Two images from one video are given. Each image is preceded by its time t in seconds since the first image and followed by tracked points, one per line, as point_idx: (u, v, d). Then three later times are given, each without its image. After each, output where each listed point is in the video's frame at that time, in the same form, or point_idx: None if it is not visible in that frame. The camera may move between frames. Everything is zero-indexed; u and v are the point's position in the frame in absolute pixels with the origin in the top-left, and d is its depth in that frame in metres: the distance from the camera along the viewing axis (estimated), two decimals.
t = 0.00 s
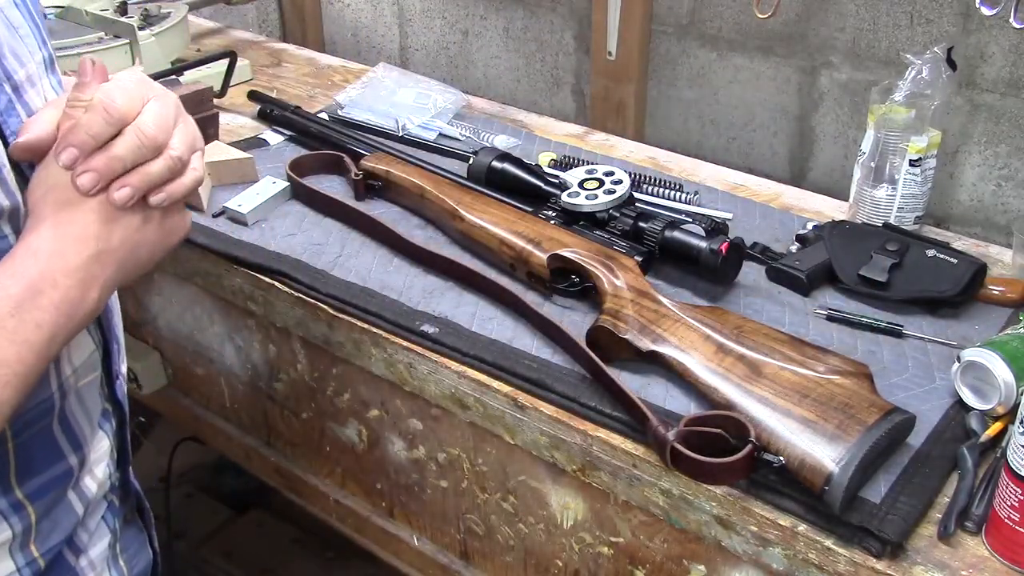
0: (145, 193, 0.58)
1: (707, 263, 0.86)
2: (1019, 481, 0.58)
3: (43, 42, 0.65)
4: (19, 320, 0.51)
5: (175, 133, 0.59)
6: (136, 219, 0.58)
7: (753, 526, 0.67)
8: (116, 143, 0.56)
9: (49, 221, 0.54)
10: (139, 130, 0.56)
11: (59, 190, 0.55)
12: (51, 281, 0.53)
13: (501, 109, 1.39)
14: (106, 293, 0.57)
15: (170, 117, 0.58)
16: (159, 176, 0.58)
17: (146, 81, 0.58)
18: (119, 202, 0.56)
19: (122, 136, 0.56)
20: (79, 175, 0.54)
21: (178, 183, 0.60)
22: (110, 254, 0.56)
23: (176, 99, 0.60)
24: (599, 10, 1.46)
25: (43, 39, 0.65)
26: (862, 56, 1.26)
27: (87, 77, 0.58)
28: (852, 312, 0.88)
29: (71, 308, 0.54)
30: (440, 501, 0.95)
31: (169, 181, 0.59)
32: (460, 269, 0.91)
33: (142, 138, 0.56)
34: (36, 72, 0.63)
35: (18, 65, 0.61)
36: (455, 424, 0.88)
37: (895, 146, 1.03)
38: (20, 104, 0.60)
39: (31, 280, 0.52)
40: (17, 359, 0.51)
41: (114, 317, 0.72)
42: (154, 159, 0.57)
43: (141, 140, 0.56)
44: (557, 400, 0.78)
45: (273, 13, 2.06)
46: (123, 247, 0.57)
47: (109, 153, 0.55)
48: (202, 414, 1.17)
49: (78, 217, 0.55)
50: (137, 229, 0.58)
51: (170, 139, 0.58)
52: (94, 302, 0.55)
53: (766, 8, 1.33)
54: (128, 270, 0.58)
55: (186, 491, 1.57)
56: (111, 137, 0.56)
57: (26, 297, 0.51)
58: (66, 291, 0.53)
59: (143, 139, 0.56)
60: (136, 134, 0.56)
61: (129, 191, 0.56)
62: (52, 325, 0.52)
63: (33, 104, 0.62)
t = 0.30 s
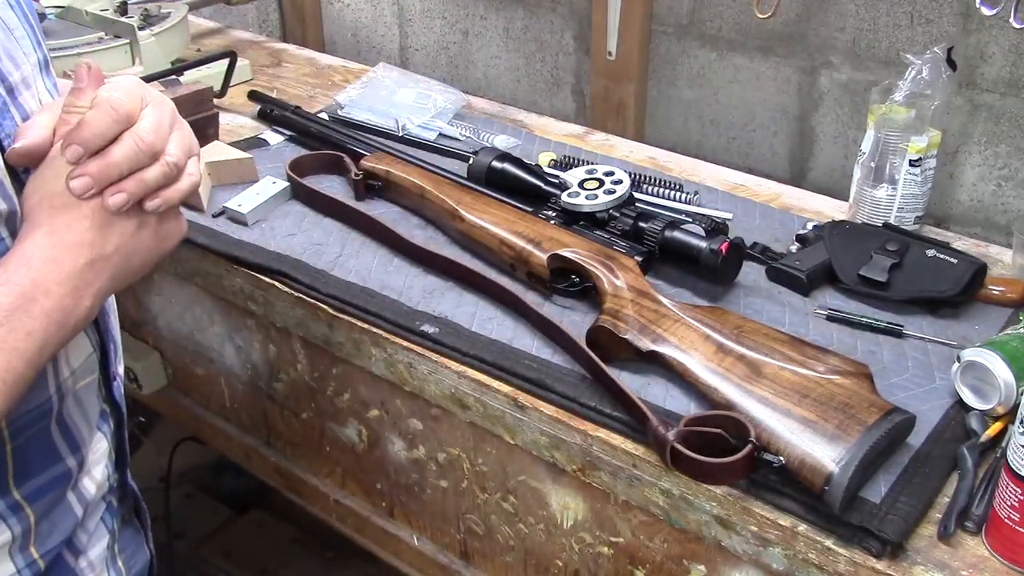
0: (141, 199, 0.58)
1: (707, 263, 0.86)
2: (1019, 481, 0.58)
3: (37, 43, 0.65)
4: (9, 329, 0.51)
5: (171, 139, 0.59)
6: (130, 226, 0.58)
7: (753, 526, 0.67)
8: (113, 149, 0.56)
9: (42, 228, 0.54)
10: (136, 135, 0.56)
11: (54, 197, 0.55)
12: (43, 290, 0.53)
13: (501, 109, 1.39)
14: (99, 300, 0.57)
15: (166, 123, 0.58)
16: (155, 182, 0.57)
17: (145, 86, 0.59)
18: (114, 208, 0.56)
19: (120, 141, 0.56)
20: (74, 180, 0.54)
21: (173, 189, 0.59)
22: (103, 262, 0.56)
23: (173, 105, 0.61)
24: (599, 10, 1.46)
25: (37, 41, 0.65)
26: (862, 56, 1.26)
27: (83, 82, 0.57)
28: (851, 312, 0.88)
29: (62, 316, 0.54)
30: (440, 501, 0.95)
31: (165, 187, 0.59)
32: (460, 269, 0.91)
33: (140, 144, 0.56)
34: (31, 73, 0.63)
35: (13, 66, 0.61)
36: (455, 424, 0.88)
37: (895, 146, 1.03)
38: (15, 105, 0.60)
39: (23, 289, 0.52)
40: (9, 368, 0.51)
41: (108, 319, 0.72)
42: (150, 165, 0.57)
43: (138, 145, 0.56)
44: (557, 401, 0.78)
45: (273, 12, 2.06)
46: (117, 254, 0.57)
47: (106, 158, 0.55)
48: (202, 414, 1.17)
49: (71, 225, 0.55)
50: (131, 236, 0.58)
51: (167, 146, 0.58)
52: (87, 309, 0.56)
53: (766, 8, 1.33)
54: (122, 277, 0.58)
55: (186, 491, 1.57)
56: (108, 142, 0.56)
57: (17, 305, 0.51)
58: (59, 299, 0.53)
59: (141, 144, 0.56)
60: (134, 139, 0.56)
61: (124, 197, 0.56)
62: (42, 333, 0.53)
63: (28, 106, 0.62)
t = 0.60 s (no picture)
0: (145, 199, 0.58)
1: (707, 263, 0.86)
2: (1019, 481, 0.58)
3: (47, 35, 0.65)
4: (10, 327, 0.51)
5: (174, 136, 0.59)
6: (133, 226, 0.58)
7: (753, 526, 0.67)
8: (114, 150, 0.56)
9: (45, 226, 0.54)
10: (137, 136, 0.56)
11: (58, 196, 0.54)
12: (46, 288, 0.53)
13: (501, 109, 1.39)
14: (101, 298, 0.57)
15: (168, 120, 0.58)
16: (157, 182, 0.58)
17: (146, 83, 0.59)
18: (117, 211, 0.56)
19: (121, 142, 0.56)
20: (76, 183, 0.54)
21: (178, 187, 0.60)
22: (106, 261, 0.57)
23: (176, 100, 0.61)
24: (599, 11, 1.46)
25: (47, 34, 0.65)
26: (862, 56, 1.26)
27: (88, 74, 0.56)
28: (851, 312, 0.88)
29: (63, 315, 0.54)
30: (440, 501, 0.95)
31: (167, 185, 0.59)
32: (460, 269, 0.91)
33: (140, 144, 0.56)
34: (40, 66, 0.63)
35: (19, 59, 0.61)
36: (455, 423, 0.88)
37: (895, 145, 1.03)
38: (21, 98, 0.60)
39: (26, 286, 0.52)
40: (10, 363, 0.51)
41: (119, 310, 0.72)
42: (152, 165, 0.58)
43: (138, 147, 0.56)
44: (557, 400, 0.78)
45: (273, 12, 2.06)
46: (119, 254, 0.58)
47: (108, 160, 0.55)
48: (202, 414, 1.17)
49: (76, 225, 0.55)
50: (134, 237, 0.59)
51: (169, 143, 0.59)
52: (88, 307, 0.56)
53: (766, 8, 1.33)
54: (122, 276, 0.59)
55: (187, 490, 1.57)
56: (109, 143, 0.56)
57: (19, 302, 0.51)
58: (61, 299, 0.53)
59: (141, 144, 0.56)
60: (134, 140, 0.56)
61: (128, 200, 0.56)
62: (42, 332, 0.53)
63: (36, 98, 0.62)
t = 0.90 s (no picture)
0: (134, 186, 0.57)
1: (707, 263, 0.86)
2: (1019, 481, 0.58)
3: (55, 32, 0.64)
4: (13, 318, 0.51)
5: (168, 127, 0.57)
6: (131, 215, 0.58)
7: (753, 526, 0.67)
8: (103, 132, 0.54)
9: (43, 220, 0.54)
10: (127, 120, 0.55)
11: (57, 189, 0.54)
12: (47, 280, 0.53)
13: (501, 109, 1.39)
14: (102, 290, 0.57)
15: (163, 109, 0.56)
16: (147, 169, 0.56)
17: (151, 73, 0.57)
18: (103, 194, 0.55)
19: (110, 124, 0.54)
20: (64, 162, 0.54)
21: (169, 180, 0.58)
22: (106, 253, 0.57)
23: (182, 95, 0.59)
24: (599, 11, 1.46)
25: (57, 31, 0.65)
26: (862, 56, 1.26)
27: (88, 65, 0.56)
28: (851, 312, 0.88)
29: (66, 307, 0.54)
30: (440, 501, 0.95)
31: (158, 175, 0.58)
32: (460, 269, 0.91)
33: (130, 129, 0.55)
34: (48, 63, 0.63)
35: (28, 57, 0.60)
36: (455, 423, 0.88)
37: (895, 145, 1.03)
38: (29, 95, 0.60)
39: (27, 279, 0.52)
40: (14, 356, 0.51)
41: (128, 305, 0.71)
42: (142, 151, 0.56)
43: (128, 131, 0.55)
44: (557, 400, 0.77)
45: (273, 12, 2.06)
46: (118, 245, 0.58)
47: (94, 142, 0.54)
48: (202, 414, 1.17)
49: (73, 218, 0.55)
50: (132, 228, 0.58)
51: (162, 133, 0.57)
52: (89, 299, 0.56)
53: (766, 8, 1.33)
54: (121, 268, 0.59)
55: (187, 490, 1.57)
56: (99, 125, 0.54)
57: (21, 296, 0.52)
58: (62, 291, 0.54)
59: (131, 129, 0.55)
60: (125, 124, 0.55)
61: (114, 183, 0.55)
62: (47, 326, 0.53)
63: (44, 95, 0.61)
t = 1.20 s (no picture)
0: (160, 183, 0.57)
1: (707, 263, 0.86)
2: (1019, 481, 0.58)
3: (65, 31, 0.64)
4: (31, 322, 0.51)
5: (190, 123, 0.58)
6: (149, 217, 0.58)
7: (753, 526, 0.67)
8: (131, 131, 0.55)
9: (63, 224, 0.54)
10: (154, 118, 0.55)
11: (79, 191, 0.54)
12: (66, 284, 0.52)
13: (501, 109, 1.39)
14: (121, 292, 0.57)
15: (186, 106, 0.57)
16: (172, 167, 0.57)
17: (167, 68, 0.58)
18: (129, 191, 0.55)
19: (137, 123, 0.55)
20: (94, 163, 0.54)
21: (192, 175, 0.59)
22: (124, 256, 0.56)
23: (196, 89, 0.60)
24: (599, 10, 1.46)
25: (65, 28, 0.64)
26: (862, 56, 1.26)
27: (108, 68, 0.55)
28: (851, 312, 0.88)
29: (84, 310, 0.54)
30: (440, 501, 0.95)
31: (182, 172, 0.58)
32: (459, 269, 0.91)
33: (156, 126, 0.55)
34: (59, 61, 0.62)
35: (40, 54, 0.60)
36: (455, 424, 0.88)
37: (895, 145, 1.03)
38: (42, 93, 0.59)
39: (47, 282, 0.52)
40: (31, 358, 0.51)
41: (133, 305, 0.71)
42: (168, 149, 0.57)
43: (155, 129, 0.55)
44: (557, 400, 0.77)
45: (273, 12, 2.06)
46: (138, 248, 0.57)
47: (124, 140, 0.55)
48: (202, 414, 1.17)
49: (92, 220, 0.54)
50: (151, 230, 0.58)
51: (185, 129, 0.58)
52: (107, 303, 0.55)
53: (766, 8, 1.33)
54: (139, 271, 0.58)
55: (187, 491, 1.58)
56: (126, 124, 0.55)
57: (40, 299, 0.51)
58: (80, 295, 0.53)
59: (158, 127, 0.56)
60: (151, 122, 0.55)
61: (141, 181, 0.55)
62: (63, 329, 0.52)
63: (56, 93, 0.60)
